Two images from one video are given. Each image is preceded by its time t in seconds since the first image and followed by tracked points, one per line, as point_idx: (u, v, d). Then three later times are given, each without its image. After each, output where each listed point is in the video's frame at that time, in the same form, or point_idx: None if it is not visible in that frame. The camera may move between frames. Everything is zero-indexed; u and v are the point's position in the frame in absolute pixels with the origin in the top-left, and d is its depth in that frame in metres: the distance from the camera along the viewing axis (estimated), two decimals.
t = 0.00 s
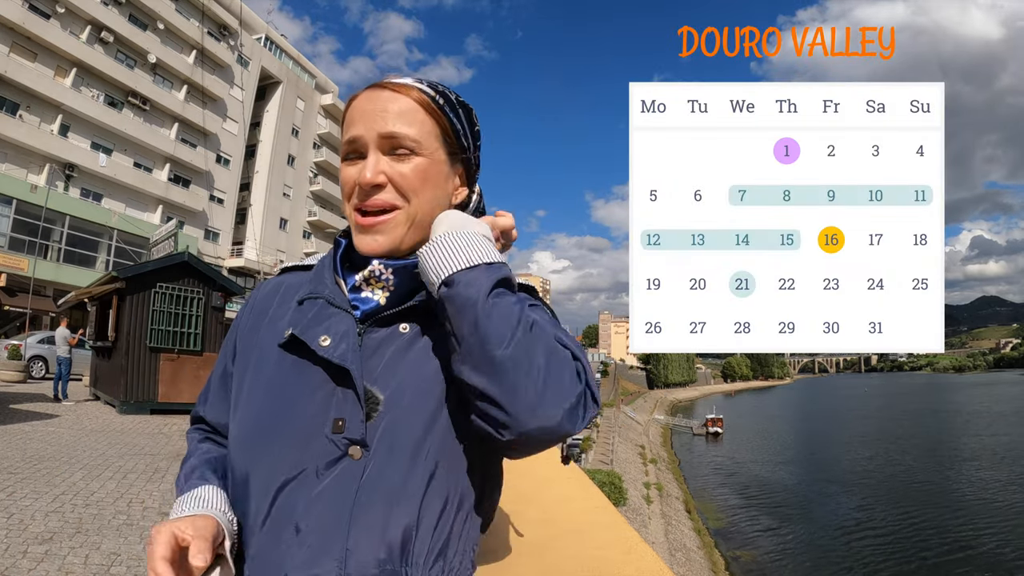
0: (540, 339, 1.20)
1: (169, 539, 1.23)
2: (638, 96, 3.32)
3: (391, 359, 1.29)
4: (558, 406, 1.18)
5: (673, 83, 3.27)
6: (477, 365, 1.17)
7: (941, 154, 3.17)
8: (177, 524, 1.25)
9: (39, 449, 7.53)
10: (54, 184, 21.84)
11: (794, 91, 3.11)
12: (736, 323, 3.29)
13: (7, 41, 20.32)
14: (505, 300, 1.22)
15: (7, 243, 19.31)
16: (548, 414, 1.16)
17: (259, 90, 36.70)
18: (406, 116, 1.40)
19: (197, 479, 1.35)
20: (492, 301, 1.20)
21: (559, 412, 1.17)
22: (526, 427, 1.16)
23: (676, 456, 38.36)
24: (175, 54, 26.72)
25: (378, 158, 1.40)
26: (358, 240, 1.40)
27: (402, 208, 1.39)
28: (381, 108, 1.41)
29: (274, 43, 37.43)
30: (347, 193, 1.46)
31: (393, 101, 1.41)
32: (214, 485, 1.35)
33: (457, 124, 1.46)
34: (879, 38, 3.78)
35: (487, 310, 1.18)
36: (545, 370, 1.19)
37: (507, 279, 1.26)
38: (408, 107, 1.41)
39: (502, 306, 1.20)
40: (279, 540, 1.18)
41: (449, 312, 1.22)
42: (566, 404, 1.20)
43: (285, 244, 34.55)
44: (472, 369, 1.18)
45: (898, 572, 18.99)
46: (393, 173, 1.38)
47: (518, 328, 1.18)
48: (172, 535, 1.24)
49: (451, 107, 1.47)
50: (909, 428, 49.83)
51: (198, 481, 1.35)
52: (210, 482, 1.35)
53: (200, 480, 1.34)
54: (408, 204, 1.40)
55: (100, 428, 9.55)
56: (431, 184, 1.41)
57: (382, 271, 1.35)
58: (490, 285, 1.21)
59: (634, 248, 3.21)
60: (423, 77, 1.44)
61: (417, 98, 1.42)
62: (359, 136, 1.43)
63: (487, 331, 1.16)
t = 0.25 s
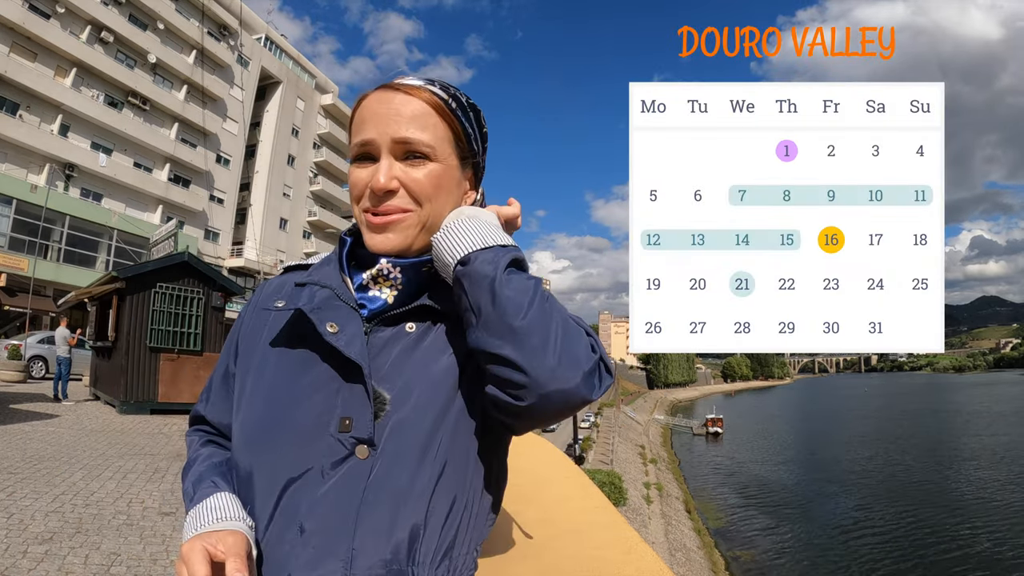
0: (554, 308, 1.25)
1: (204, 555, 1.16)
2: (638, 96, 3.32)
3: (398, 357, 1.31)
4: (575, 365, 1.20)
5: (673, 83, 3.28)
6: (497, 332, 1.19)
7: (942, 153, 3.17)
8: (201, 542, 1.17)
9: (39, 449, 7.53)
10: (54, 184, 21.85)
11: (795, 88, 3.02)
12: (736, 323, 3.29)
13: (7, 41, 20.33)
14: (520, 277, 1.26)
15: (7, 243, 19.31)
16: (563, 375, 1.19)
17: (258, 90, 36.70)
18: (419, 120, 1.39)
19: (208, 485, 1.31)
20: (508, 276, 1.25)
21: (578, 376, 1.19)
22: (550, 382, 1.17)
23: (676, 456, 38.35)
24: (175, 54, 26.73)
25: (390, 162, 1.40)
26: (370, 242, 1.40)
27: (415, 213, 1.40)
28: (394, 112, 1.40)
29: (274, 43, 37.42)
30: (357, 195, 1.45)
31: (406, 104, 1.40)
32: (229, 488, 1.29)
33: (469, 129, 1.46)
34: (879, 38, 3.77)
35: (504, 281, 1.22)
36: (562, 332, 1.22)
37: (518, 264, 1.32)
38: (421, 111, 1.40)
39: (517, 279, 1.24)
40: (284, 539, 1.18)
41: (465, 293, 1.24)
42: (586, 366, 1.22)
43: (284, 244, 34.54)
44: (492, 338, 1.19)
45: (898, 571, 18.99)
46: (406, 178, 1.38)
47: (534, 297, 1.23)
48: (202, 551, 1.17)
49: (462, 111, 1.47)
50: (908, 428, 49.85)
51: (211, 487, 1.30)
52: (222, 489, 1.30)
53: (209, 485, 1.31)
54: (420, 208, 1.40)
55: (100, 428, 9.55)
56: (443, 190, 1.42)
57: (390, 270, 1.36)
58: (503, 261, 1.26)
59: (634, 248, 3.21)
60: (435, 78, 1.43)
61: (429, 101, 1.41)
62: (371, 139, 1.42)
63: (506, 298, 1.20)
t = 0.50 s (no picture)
0: (561, 317, 1.26)
1: (216, 562, 1.15)
2: (638, 96, 3.32)
3: (403, 359, 1.31)
4: (583, 373, 1.21)
5: (672, 83, 3.28)
6: (504, 341, 1.19)
7: (942, 153, 3.17)
8: (212, 551, 1.17)
9: (39, 449, 7.53)
10: (54, 184, 21.85)
11: (794, 92, 3.08)
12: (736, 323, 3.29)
13: (7, 41, 20.34)
14: (527, 284, 1.27)
15: (7, 243, 19.31)
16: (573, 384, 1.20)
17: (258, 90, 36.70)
18: (432, 123, 1.39)
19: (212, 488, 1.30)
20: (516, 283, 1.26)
21: (586, 385, 1.21)
22: (557, 395, 1.18)
23: (676, 456, 38.35)
24: (175, 54, 26.74)
25: (402, 165, 1.39)
26: (379, 243, 1.40)
27: (425, 216, 1.40)
28: (406, 114, 1.39)
29: (274, 43, 37.42)
30: (365, 195, 1.44)
31: (419, 106, 1.39)
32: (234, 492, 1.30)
33: (479, 133, 1.47)
34: (878, 38, 3.78)
35: (512, 289, 1.22)
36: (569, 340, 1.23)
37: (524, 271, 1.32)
38: (434, 113, 1.39)
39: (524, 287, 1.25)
40: (288, 541, 1.18)
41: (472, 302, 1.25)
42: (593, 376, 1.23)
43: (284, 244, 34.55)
44: (501, 346, 1.20)
45: (898, 571, 18.99)
46: (419, 181, 1.38)
47: (541, 305, 1.24)
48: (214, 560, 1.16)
49: (473, 115, 1.48)
50: (908, 428, 49.86)
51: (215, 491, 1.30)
52: (225, 492, 1.29)
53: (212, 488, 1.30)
54: (430, 211, 1.40)
55: (100, 428, 9.55)
56: (454, 194, 1.42)
57: (396, 272, 1.35)
58: (511, 268, 1.26)
59: (634, 249, 3.21)
60: (447, 81, 1.43)
61: (441, 104, 1.41)
62: (382, 139, 1.41)
63: (514, 307, 1.20)
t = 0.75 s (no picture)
0: (555, 324, 1.25)
1: (219, 564, 1.16)
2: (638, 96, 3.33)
3: (402, 360, 1.31)
4: (576, 380, 1.21)
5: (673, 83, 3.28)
6: (496, 349, 1.19)
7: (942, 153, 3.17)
8: (215, 553, 1.17)
9: (39, 450, 7.53)
10: (54, 184, 21.85)
11: (795, 87, 2.75)
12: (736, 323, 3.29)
13: (7, 41, 20.34)
14: (522, 290, 1.26)
15: (7, 243, 19.31)
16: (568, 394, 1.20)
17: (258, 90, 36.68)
18: (428, 121, 1.38)
19: (211, 489, 1.30)
20: (510, 289, 1.25)
21: (577, 395, 1.20)
22: (549, 404, 1.17)
23: (676, 456, 38.34)
24: (175, 54, 26.74)
25: (397, 163, 1.39)
26: (372, 241, 1.40)
27: (419, 215, 1.40)
28: (403, 111, 1.39)
29: (274, 43, 37.43)
30: (361, 193, 1.44)
31: (416, 104, 1.39)
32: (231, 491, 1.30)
33: (477, 132, 1.46)
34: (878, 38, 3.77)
35: (506, 296, 1.22)
36: (563, 350, 1.23)
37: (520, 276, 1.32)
38: (430, 112, 1.39)
39: (520, 295, 1.24)
40: (288, 542, 1.18)
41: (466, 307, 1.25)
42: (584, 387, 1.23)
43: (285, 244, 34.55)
44: (494, 354, 1.20)
45: (899, 571, 18.98)
46: (412, 179, 1.38)
47: (535, 314, 1.23)
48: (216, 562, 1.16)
49: (472, 114, 1.47)
50: (908, 428, 49.85)
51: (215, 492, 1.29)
52: (224, 493, 1.29)
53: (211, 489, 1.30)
54: (425, 210, 1.40)
55: (100, 428, 9.55)
56: (449, 192, 1.42)
57: (395, 273, 1.35)
58: (505, 274, 1.26)
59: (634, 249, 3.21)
60: (446, 79, 1.42)
61: (438, 102, 1.41)
62: (378, 137, 1.41)
63: (507, 315, 1.19)
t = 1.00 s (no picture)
0: (548, 332, 1.24)
1: (219, 564, 1.17)
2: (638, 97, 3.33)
3: (399, 362, 1.31)
4: (568, 388, 1.21)
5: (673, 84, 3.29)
6: (487, 359, 1.20)
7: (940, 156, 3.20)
8: (216, 554, 1.18)
9: (39, 450, 7.54)
10: (54, 184, 21.87)
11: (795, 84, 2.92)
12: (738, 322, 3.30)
13: (7, 41, 20.36)
14: (514, 296, 1.26)
15: (7, 243, 19.32)
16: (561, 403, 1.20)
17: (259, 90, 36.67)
18: (418, 122, 1.38)
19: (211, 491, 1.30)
20: (504, 296, 1.25)
21: (568, 403, 1.20)
22: (541, 415, 1.18)
23: (676, 456, 38.34)
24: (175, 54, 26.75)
25: (388, 164, 1.40)
26: (366, 242, 1.41)
27: (412, 216, 1.40)
28: (393, 112, 1.39)
29: (274, 43, 37.44)
30: (355, 196, 1.46)
31: (406, 105, 1.39)
32: (230, 494, 1.30)
33: (471, 131, 1.46)
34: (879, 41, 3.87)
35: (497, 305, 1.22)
36: (556, 358, 1.22)
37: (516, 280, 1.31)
38: (421, 112, 1.39)
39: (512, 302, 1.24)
40: (286, 544, 1.19)
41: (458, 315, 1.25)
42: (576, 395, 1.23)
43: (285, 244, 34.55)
44: (485, 362, 1.20)
45: (898, 571, 18.96)
46: (404, 181, 1.38)
47: (527, 321, 1.22)
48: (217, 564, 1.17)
49: (465, 112, 1.46)
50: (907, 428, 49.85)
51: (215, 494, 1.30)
52: (224, 494, 1.29)
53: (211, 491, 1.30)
54: (417, 212, 1.41)
55: (100, 428, 9.55)
56: (441, 193, 1.42)
57: (389, 275, 1.34)
58: (498, 280, 1.25)
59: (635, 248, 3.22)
60: (436, 78, 1.42)
61: (429, 101, 1.40)
62: (369, 140, 1.41)
63: (498, 325, 1.19)
